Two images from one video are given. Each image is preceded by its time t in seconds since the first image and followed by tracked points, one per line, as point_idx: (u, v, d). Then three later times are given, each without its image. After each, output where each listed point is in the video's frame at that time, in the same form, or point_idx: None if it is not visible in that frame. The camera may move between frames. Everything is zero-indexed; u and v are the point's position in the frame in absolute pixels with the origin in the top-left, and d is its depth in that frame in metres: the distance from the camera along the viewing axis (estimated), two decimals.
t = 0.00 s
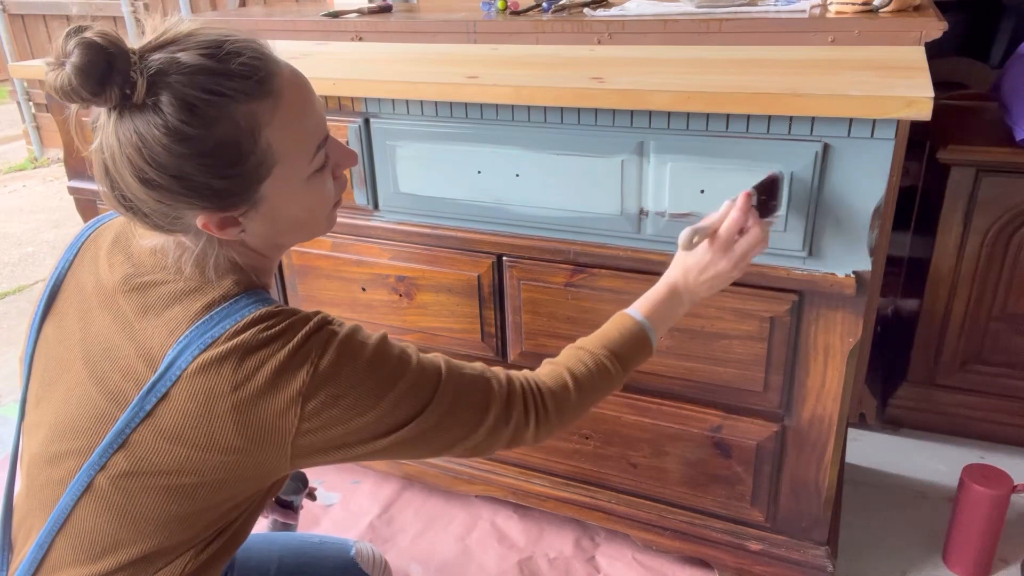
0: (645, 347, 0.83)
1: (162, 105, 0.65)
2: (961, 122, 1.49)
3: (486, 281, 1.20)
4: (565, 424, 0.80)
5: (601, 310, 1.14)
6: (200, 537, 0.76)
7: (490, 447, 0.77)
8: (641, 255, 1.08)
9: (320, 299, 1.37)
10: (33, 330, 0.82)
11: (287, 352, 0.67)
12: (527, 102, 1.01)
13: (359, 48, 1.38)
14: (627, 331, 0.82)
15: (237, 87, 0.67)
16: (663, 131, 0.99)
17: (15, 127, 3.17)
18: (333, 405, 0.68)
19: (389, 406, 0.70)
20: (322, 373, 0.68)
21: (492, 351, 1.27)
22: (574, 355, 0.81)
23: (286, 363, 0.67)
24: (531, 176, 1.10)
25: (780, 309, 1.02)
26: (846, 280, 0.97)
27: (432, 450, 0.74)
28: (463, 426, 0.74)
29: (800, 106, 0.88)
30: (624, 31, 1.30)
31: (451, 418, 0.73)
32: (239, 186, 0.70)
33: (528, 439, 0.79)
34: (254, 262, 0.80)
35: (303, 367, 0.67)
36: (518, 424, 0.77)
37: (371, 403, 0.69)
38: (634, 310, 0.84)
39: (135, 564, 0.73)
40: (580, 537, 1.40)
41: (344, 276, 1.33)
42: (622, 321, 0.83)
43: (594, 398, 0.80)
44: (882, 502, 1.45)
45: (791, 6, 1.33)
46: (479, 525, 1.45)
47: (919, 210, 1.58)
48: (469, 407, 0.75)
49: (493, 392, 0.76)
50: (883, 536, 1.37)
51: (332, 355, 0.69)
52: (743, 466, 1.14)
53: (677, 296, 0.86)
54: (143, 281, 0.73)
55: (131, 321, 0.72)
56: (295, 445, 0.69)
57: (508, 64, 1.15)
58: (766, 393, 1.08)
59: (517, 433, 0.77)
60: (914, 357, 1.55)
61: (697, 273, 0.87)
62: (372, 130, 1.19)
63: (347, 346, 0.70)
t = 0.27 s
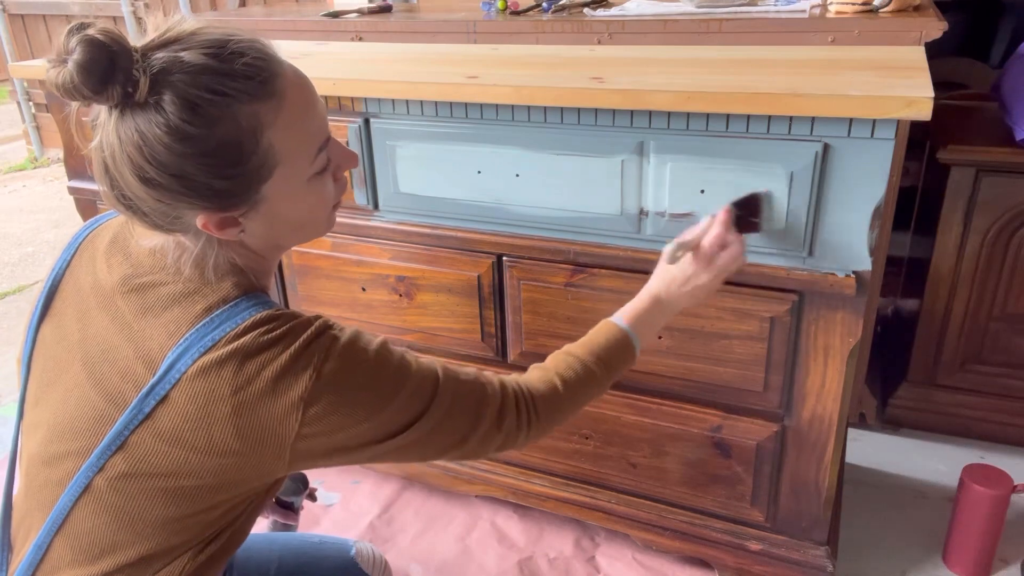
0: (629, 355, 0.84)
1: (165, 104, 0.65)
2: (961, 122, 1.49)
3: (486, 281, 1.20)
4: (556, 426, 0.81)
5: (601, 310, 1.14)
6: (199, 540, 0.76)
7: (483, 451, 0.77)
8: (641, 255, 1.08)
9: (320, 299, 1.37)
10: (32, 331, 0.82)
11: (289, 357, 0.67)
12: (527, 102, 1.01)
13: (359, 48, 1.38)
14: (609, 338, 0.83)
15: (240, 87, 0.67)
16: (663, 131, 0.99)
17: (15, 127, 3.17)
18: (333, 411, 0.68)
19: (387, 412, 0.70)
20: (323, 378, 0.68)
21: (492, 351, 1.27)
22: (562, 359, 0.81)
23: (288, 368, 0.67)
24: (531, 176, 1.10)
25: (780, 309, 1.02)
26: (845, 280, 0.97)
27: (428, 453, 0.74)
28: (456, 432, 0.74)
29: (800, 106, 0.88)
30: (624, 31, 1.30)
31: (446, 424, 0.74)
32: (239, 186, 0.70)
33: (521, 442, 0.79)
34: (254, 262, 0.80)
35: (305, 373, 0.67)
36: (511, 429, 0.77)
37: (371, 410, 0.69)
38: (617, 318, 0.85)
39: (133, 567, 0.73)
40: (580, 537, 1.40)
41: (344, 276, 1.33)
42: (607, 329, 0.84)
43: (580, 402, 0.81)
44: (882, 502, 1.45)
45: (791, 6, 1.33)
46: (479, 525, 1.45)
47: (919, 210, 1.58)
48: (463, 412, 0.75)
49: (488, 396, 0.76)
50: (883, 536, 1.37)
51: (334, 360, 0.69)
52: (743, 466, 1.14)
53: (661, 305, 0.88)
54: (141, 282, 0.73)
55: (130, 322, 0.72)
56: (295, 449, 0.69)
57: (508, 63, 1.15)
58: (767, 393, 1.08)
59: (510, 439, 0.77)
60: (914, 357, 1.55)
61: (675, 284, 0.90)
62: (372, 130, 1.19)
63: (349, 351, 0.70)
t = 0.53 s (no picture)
0: (592, 370, 0.87)
1: (159, 97, 0.65)
2: (961, 122, 1.49)
3: (486, 281, 1.20)
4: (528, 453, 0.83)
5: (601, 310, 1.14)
6: (194, 537, 0.76)
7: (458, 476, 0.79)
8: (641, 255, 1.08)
9: (320, 299, 1.37)
10: (27, 330, 0.82)
11: (282, 355, 0.67)
12: (527, 102, 1.01)
13: (359, 48, 1.38)
14: (573, 356, 0.86)
15: (234, 82, 0.68)
16: (663, 131, 0.99)
17: (15, 127, 3.17)
18: (325, 411, 0.69)
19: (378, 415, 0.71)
20: (315, 378, 0.68)
21: (492, 351, 1.27)
22: (532, 384, 0.84)
23: (282, 366, 0.67)
24: (531, 176, 1.10)
25: (780, 310, 1.02)
26: (846, 280, 0.97)
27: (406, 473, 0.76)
28: (438, 455, 0.76)
29: (800, 106, 0.88)
30: (624, 31, 1.30)
31: (427, 450, 0.75)
32: (233, 181, 0.70)
33: (495, 468, 0.81)
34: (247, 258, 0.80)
35: (297, 372, 0.67)
36: (489, 454, 0.79)
37: (362, 410, 0.70)
38: (578, 334, 0.87)
39: (129, 565, 0.73)
40: (580, 537, 1.40)
41: (344, 277, 1.33)
42: (572, 347, 0.86)
43: (548, 426, 0.83)
44: (882, 502, 1.45)
45: (790, 6, 1.33)
46: (479, 525, 1.45)
47: (919, 210, 1.58)
48: (446, 437, 0.76)
49: (471, 423, 0.78)
50: (883, 535, 1.37)
51: (327, 359, 0.69)
52: (743, 466, 1.14)
53: (619, 315, 0.92)
54: (134, 279, 0.73)
55: (124, 319, 0.72)
56: (289, 446, 0.69)
57: (507, 64, 1.15)
58: (767, 394, 1.08)
59: (487, 464, 0.80)
60: (914, 357, 1.55)
61: (635, 288, 0.95)
62: (372, 130, 1.19)
63: (341, 353, 0.71)
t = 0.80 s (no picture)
0: (567, 372, 0.86)
1: (158, 90, 0.65)
2: (961, 122, 1.49)
3: (486, 281, 1.20)
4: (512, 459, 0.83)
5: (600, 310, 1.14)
6: (189, 536, 0.76)
7: (445, 483, 0.78)
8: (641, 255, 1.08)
9: (320, 299, 1.37)
10: (23, 329, 0.82)
11: (275, 353, 0.67)
12: (527, 102, 1.01)
13: (359, 48, 1.38)
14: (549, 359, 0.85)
15: (233, 77, 0.68)
16: (663, 131, 0.99)
17: (15, 127, 3.17)
18: (318, 411, 0.69)
19: (370, 415, 0.71)
20: (308, 377, 0.68)
21: (492, 351, 1.27)
22: (510, 391, 0.83)
23: (276, 364, 0.67)
24: (531, 176, 1.10)
25: (780, 309, 1.02)
26: (846, 280, 0.97)
27: (394, 476, 0.76)
28: (426, 461, 0.76)
29: (800, 106, 0.88)
30: (624, 31, 1.30)
31: (414, 455, 0.75)
32: (230, 175, 0.70)
33: (482, 476, 0.81)
34: (241, 255, 0.80)
35: (290, 370, 0.67)
36: (476, 461, 0.79)
37: (354, 409, 0.70)
38: (550, 338, 0.87)
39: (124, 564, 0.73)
40: (580, 538, 1.40)
41: (344, 277, 1.33)
42: (543, 351, 0.86)
43: (527, 431, 0.83)
44: (882, 502, 1.45)
45: (790, 6, 1.33)
46: (479, 525, 1.45)
47: (919, 210, 1.58)
48: (433, 442, 0.76)
49: (459, 427, 0.78)
50: (883, 536, 1.37)
51: (320, 358, 0.69)
52: (743, 466, 1.14)
53: (588, 316, 0.91)
54: (128, 277, 0.73)
55: (118, 317, 0.71)
56: (282, 446, 0.69)
57: (507, 63, 1.15)
58: (767, 394, 1.08)
59: (474, 471, 0.79)
60: (914, 357, 1.55)
61: (602, 289, 0.94)
62: (372, 130, 1.19)
63: (334, 352, 0.71)
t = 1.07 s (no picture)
0: (595, 370, 0.86)
1: (162, 89, 0.65)
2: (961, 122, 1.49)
3: (486, 280, 1.20)
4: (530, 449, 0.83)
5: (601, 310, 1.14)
6: (191, 535, 0.76)
7: (457, 472, 0.78)
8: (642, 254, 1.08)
9: (320, 299, 1.37)
10: (26, 329, 0.82)
11: (277, 350, 0.67)
12: (527, 102, 1.01)
13: (359, 48, 1.38)
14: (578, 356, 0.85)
15: (236, 75, 0.68)
16: (663, 131, 0.99)
17: (15, 127, 3.18)
18: (321, 407, 0.69)
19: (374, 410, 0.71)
20: (311, 374, 0.68)
21: (492, 351, 1.27)
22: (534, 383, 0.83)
23: (278, 361, 0.67)
24: (531, 176, 1.10)
25: (780, 309, 1.02)
26: (845, 280, 0.97)
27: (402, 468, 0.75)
28: (437, 451, 0.76)
29: (800, 106, 0.88)
30: (624, 31, 1.30)
31: (423, 445, 0.75)
32: (233, 173, 0.70)
33: (495, 465, 0.81)
34: (246, 254, 0.80)
35: (293, 367, 0.67)
36: (488, 450, 0.79)
37: (358, 405, 0.70)
38: (583, 334, 0.87)
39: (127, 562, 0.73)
40: (580, 537, 1.40)
41: (344, 277, 1.33)
42: (574, 345, 0.86)
43: (549, 423, 0.83)
44: (882, 502, 1.45)
45: (791, 6, 1.33)
46: (479, 525, 1.45)
47: (919, 210, 1.58)
48: (443, 433, 0.76)
49: (468, 418, 0.78)
50: (882, 536, 1.37)
51: (323, 354, 0.69)
52: (743, 466, 1.14)
53: (623, 317, 0.90)
54: (130, 277, 0.73)
55: (121, 316, 0.71)
56: (285, 444, 0.69)
57: (507, 64, 1.15)
58: (767, 393, 1.08)
59: (486, 460, 0.79)
60: (914, 357, 1.55)
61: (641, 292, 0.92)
62: (372, 130, 1.19)
63: (336, 348, 0.71)
